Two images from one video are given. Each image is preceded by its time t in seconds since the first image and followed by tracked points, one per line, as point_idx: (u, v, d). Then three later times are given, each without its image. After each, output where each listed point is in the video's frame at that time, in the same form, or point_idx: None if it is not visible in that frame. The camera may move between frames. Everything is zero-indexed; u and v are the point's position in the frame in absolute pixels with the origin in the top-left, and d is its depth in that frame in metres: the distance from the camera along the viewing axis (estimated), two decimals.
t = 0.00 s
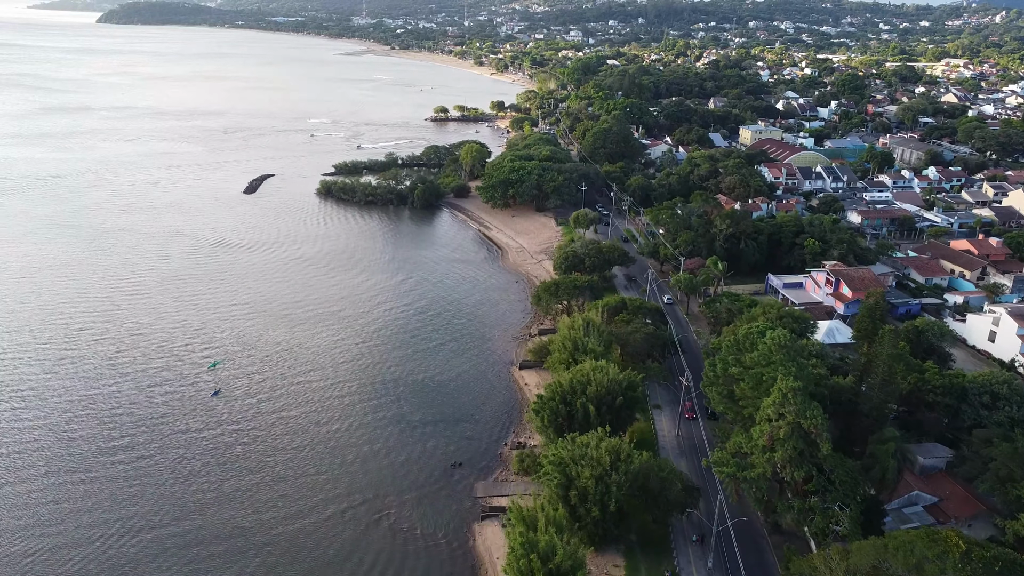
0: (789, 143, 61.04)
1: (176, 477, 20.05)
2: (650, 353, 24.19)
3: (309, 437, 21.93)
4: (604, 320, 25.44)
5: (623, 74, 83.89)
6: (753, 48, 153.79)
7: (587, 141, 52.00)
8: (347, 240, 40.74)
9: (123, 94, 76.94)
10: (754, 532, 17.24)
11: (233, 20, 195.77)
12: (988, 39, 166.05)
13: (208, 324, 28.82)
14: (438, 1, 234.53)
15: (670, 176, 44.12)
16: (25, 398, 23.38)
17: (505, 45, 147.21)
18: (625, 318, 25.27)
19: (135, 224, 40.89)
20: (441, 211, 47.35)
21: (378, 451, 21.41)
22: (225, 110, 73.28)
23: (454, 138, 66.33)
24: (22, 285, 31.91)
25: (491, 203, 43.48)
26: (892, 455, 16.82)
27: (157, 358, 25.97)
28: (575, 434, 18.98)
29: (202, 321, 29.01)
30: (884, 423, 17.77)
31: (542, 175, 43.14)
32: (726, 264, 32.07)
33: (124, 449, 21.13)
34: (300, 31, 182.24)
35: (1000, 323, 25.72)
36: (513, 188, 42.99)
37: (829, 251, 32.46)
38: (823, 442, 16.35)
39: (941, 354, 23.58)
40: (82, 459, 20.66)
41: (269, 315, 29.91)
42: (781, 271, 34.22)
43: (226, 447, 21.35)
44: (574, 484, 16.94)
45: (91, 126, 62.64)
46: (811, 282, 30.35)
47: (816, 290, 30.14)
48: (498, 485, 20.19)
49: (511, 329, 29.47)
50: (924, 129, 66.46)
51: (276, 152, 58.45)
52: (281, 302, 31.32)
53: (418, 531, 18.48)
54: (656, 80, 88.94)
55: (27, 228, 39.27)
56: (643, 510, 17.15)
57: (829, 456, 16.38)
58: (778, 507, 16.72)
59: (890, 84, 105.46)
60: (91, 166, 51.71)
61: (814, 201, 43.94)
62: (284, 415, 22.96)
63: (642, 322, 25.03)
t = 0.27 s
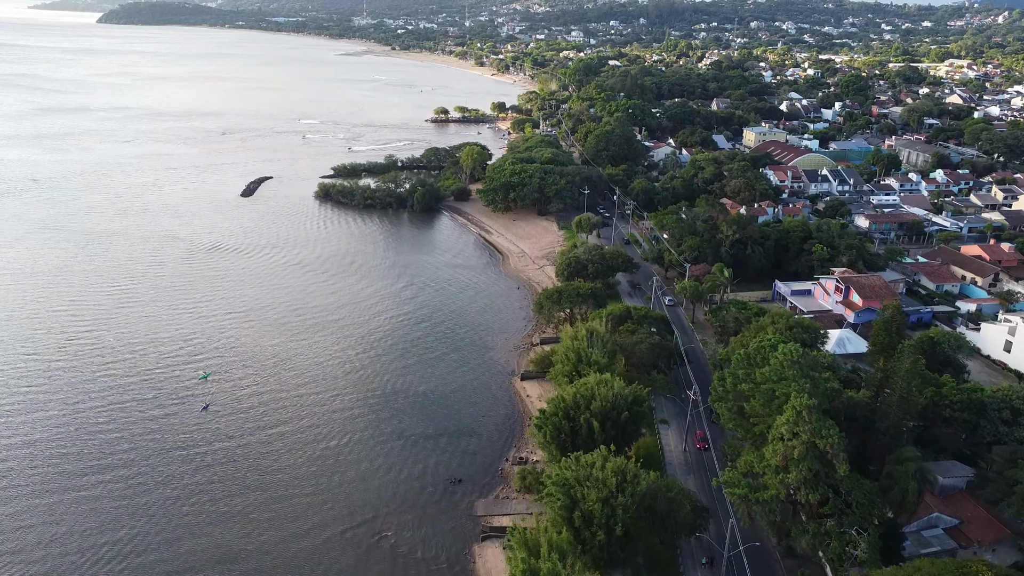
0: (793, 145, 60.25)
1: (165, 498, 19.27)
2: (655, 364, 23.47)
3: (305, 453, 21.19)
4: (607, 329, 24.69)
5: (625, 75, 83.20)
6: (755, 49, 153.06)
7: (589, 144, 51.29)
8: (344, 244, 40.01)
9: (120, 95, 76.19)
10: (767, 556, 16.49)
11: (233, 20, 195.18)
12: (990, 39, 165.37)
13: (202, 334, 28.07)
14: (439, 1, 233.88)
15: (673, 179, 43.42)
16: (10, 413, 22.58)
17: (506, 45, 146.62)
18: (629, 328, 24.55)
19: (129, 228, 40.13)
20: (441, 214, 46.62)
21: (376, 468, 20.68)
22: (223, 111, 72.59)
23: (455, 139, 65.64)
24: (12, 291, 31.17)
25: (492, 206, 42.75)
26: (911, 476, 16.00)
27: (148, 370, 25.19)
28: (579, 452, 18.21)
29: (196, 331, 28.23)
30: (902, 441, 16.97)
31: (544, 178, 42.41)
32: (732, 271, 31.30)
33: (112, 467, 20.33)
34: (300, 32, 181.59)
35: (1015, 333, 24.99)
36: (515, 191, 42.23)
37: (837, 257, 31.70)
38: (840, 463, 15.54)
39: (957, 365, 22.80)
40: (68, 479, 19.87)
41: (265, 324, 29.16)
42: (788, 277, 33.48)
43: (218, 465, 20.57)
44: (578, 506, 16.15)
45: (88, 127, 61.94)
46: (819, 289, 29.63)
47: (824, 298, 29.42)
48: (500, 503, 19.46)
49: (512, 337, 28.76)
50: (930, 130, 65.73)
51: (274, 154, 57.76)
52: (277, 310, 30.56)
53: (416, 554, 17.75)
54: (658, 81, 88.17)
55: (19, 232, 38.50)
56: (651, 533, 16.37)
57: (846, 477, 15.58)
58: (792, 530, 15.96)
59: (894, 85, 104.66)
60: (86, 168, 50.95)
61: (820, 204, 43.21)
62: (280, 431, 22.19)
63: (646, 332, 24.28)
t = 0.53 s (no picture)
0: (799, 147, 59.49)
1: (152, 520, 18.48)
2: (661, 376, 22.77)
3: (300, 471, 20.42)
4: (612, 340, 24.00)
5: (628, 76, 82.50)
6: (758, 49, 152.34)
7: (592, 146, 50.57)
8: (343, 248, 39.28)
9: (118, 95, 75.51)
10: None
11: (235, 21, 194.71)
12: (994, 40, 164.57)
13: (196, 343, 27.32)
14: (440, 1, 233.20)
15: (678, 183, 42.70)
16: None
17: (508, 45, 145.97)
18: (634, 338, 23.85)
19: (124, 233, 39.42)
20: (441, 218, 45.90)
21: (373, 486, 19.94)
22: (222, 112, 71.94)
23: (456, 141, 64.96)
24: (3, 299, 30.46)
25: (493, 210, 42.04)
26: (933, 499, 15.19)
27: (140, 383, 24.43)
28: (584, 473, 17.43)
29: (190, 340, 27.50)
30: (922, 462, 16.15)
31: (546, 181, 41.69)
32: (739, 278, 30.54)
33: (98, 488, 19.59)
34: (301, 32, 181.04)
35: None
36: (516, 195, 41.48)
37: (847, 264, 30.93)
38: (858, 486, 14.72)
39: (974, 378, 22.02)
40: (52, 500, 19.12)
41: (261, 332, 28.41)
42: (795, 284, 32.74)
43: (209, 485, 19.77)
44: (583, 531, 15.36)
45: (85, 128, 61.29)
46: (828, 297, 28.91)
47: (834, 305, 28.70)
48: (501, 523, 18.71)
49: (513, 347, 28.00)
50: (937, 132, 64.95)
51: (273, 156, 57.07)
52: (274, 317, 29.81)
53: None
54: (661, 82, 87.47)
55: (11, 237, 37.78)
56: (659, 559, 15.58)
57: (865, 501, 14.76)
58: (808, 556, 15.18)
59: (899, 86, 103.87)
60: (82, 170, 50.27)
61: (827, 208, 42.47)
62: (274, 447, 21.41)
63: (652, 343, 23.52)
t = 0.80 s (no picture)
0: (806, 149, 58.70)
1: (143, 540, 17.76)
2: (669, 389, 22.05)
3: (296, 488, 19.70)
4: (619, 352, 23.30)
5: (632, 77, 81.80)
6: (763, 50, 151.45)
7: (597, 148, 49.85)
8: (343, 252, 38.61)
9: (119, 96, 74.90)
10: None
11: (238, 21, 194.36)
12: (1001, 40, 163.42)
13: (192, 351, 26.58)
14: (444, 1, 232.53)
15: (685, 186, 41.98)
16: None
17: (511, 45, 145.31)
18: (642, 349, 23.16)
19: (122, 236, 38.75)
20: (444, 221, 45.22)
21: (372, 505, 19.23)
22: (224, 113, 71.35)
23: (459, 143, 64.31)
24: None
25: (496, 214, 41.33)
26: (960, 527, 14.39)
27: (134, 392, 23.70)
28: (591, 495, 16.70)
29: (187, 348, 26.78)
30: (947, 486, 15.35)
31: (550, 185, 41.00)
32: (748, 286, 29.78)
33: (88, 505, 18.86)
34: (304, 32, 180.62)
35: None
36: (520, 199, 40.74)
37: (859, 271, 30.16)
38: (881, 513, 13.92)
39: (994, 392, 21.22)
40: (39, 518, 18.42)
41: (259, 339, 27.69)
42: (806, 291, 31.99)
43: (202, 502, 19.03)
44: (590, 558, 14.62)
45: (85, 129, 60.72)
46: (841, 305, 28.16)
47: (846, 314, 27.95)
48: (504, 544, 17.99)
49: (517, 357, 27.30)
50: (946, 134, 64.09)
51: (274, 158, 56.47)
52: (273, 324, 29.10)
53: None
54: (666, 83, 86.76)
55: (7, 240, 37.12)
56: None
57: (888, 529, 13.95)
58: None
59: (905, 87, 102.99)
60: (81, 172, 49.64)
61: (836, 212, 41.70)
62: (271, 461, 20.68)
63: (659, 355, 22.79)
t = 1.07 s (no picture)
0: (815, 152, 57.76)
1: (131, 564, 17.03)
2: (679, 404, 21.31)
3: (292, 507, 18.93)
4: (627, 365, 22.54)
5: (638, 78, 80.99)
6: (769, 50, 150.38)
7: (603, 151, 49.04)
8: (343, 257, 37.86)
9: (120, 97, 74.33)
10: None
11: (243, 21, 194.00)
12: (1009, 40, 161.95)
13: (188, 360, 25.87)
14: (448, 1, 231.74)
15: (692, 191, 41.17)
16: None
17: (516, 46, 144.58)
18: (651, 363, 22.40)
19: (119, 241, 38.09)
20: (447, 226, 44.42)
21: (371, 526, 18.46)
22: (226, 114, 70.75)
23: (462, 145, 63.55)
24: None
25: (500, 219, 40.56)
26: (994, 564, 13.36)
27: (126, 405, 22.95)
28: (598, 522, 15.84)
29: (182, 357, 26.03)
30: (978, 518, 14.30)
31: (555, 189, 40.21)
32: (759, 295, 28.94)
33: (75, 525, 18.17)
34: (309, 32, 180.16)
35: None
36: (524, 204, 39.92)
37: (873, 279, 29.26)
38: (910, 546, 12.89)
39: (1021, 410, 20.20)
40: (25, 539, 17.71)
41: (257, 349, 26.95)
42: (817, 299, 31.15)
43: (194, 522, 18.32)
44: None
45: (85, 130, 60.14)
46: (855, 315, 27.24)
47: (860, 324, 27.03)
48: (508, 569, 17.21)
49: (522, 367, 26.53)
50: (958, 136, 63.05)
51: (276, 160, 55.83)
52: (271, 332, 28.35)
53: None
54: (672, 84, 85.94)
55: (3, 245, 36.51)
56: None
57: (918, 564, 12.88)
58: None
59: (913, 88, 101.84)
60: (79, 175, 49.02)
61: (848, 217, 40.80)
62: (267, 478, 19.92)
63: (668, 368, 22.06)
